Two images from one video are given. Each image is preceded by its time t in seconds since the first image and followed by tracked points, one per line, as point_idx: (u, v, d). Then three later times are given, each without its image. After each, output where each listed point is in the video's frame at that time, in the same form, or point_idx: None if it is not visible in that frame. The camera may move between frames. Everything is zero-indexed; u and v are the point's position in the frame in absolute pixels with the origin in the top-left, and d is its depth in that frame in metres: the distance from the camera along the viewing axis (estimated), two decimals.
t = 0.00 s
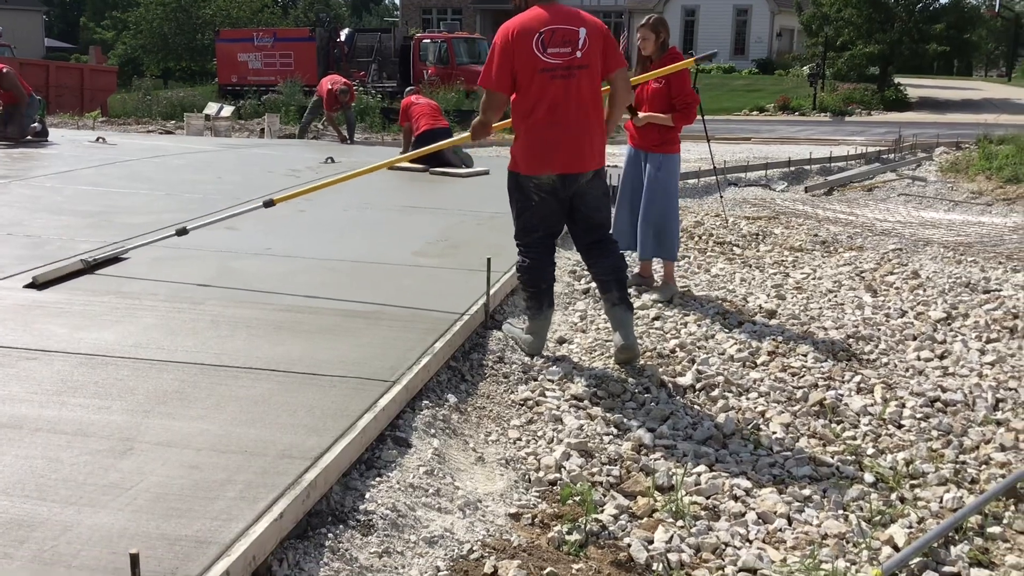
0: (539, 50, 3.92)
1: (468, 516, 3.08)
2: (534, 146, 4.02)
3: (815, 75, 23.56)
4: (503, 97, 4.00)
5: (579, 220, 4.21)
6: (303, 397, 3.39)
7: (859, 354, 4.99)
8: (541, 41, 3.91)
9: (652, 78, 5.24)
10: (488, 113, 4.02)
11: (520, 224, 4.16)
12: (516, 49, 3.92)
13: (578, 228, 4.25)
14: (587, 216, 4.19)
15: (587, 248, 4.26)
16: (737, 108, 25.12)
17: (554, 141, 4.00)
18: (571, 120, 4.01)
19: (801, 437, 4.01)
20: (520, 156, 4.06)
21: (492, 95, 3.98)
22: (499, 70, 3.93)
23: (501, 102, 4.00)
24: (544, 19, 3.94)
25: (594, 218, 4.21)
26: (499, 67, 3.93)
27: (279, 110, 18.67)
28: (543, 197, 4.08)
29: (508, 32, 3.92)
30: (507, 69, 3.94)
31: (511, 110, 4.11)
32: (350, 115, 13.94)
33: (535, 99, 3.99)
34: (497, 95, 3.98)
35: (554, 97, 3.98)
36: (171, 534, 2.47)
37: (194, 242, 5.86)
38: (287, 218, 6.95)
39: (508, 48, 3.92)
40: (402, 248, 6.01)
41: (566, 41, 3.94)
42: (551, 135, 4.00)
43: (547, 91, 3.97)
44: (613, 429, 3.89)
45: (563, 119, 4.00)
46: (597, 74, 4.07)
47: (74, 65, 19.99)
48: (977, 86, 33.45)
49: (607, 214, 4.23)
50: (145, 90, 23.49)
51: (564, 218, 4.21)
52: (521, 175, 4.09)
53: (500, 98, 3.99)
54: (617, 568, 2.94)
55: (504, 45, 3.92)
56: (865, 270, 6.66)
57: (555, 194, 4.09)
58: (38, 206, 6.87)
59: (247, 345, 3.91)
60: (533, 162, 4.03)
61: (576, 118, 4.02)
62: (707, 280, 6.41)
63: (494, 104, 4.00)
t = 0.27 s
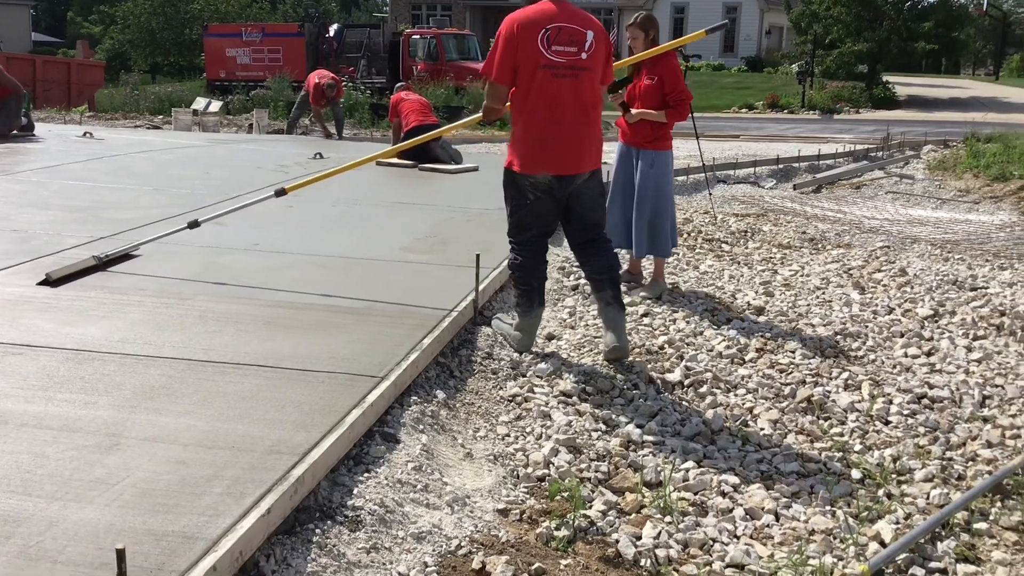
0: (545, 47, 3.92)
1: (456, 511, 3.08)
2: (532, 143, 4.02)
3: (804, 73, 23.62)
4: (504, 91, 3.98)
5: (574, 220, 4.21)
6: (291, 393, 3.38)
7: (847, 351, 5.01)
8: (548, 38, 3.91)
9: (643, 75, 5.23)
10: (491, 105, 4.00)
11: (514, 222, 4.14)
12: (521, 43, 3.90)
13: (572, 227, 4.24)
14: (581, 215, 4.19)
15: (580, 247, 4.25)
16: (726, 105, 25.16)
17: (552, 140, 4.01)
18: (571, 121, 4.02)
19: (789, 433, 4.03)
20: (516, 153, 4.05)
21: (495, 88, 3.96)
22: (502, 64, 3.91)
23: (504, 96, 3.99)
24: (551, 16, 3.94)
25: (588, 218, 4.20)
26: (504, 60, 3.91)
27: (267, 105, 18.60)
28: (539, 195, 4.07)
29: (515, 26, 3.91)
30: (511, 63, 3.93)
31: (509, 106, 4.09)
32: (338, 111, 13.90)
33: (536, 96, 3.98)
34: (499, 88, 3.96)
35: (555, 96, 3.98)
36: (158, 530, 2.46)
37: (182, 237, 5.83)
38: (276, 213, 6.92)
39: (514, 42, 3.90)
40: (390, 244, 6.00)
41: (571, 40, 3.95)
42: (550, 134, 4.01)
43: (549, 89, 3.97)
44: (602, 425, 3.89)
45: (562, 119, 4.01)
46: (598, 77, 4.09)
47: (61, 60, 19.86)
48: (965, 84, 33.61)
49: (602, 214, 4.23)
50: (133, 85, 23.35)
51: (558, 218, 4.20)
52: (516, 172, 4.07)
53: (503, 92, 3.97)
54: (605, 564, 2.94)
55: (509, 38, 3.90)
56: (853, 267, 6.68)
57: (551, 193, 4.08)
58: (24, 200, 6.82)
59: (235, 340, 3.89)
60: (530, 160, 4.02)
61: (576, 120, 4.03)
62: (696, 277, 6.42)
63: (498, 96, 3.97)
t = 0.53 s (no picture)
0: (556, 47, 3.90)
1: (443, 508, 3.07)
2: (536, 143, 4.00)
3: (792, 72, 23.69)
4: (511, 88, 3.97)
5: (572, 221, 4.19)
6: (278, 390, 3.37)
7: (834, 349, 5.02)
8: (559, 38, 3.90)
9: (633, 73, 5.22)
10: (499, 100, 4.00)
11: (510, 220, 4.12)
12: (532, 41, 3.89)
13: (570, 228, 4.22)
14: (580, 218, 4.17)
15: (577, 249, 4.23)
16: (715, 103, 25.21)
17: (557, 142, 3.99)
18: (577, 124, 4.01)
19: (775, 430, 4.04)
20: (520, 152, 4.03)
21: (503, 84, 3.95)
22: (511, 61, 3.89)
23: (511, 93, 3.98)
24: (564, 16, 3.93)
25: (586, 220, 4.18)
26: (513, 57, 3.89)
27: (256, 101, 18.53)
28: (537, 196, 4.05)
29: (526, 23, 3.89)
30: (520, 60, 3.91)
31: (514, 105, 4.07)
32: (326, 108, 13.86)
33: (544, 96, 3.96)
34: (506, 85, 3.95)
35: (563, 97, 3.97)
36: (142, 526, 2.45)
37: (169, 233, 5.81)
38: (264, 210, 6.89)
39: (524, 39, 3.88)
40: (379, 241, 5.98)
41: (581, 42, 3.95)
42: (555, 135, 3.99)
43: (557, 89, 3.95)
44: (590, 423, 3.89)
45: (569, 121, 3.99)
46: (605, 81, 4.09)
47: (49, 55, 19.74)
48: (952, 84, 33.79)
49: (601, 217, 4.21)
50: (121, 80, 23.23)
51: (555, 219, 4.19)
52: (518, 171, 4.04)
53: (510, 88, 3.96)
54: (592, 561, 2.95)
55: (520, 36, 3.89)
56: (840, 266, 6.71)
57: (550, 194, 4.06)
58: (9, 196, 6.77)
59: (222, 336, 3.88)
60: (534, 160, 3.99)
61: (581, 123, 4.02)
62: (684, 275, 6.43)
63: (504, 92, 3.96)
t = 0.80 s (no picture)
0: (584, 56, 3.86)
1: (437, 507, 3.07)
2: (559, 152, 3.96)
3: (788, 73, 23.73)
4: (534, 95, 3.92)
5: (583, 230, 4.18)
6: (273, 389, 3.36)
7: (828, 349, 5.03)
8: (587, 47, 3.85)
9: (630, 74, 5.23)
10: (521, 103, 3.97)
11: (522, 224, 4.09)
12: (560, 49, 3.83)
13: (582, 237, 4.20)
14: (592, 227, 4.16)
15: (586, 259, 4.20)
16: (711, 104, 25.24)
17: (580, 151, 3.95)
18: (600, 133, 3.98)
19: (770, 430, 4.04)
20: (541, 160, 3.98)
21: (526, 90, 3.90)
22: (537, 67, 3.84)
23: (533, 98, 3.94)
24: (592, 24, 3.88)
25: (597, 230, 4.16)
26: (539, 64, 3.84)
27: (251, 100, 18.50)
28: (551, 205, 4.02)
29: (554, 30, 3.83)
30: (546, 67, 3.86)
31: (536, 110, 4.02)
32: (321, 107, 13.85)
33: (569, 105, 3.92)
34: (529, 91, 3.90)
35: (587, 107, 3.93)
36: (136, 525, 2.45)
37: (163, 231, 5.79)
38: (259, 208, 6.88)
39: (552, 47, 3.83)
40: (374, 240, 5.98)
41: (607, 52, 3.91)
42: (578, 144, 3.96)
43: (582, 98, 3.91)
44: (584, 422, 3.90)
45: (592, 130, 3.96)
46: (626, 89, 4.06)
47: (45, 53, 19.69)
48: (948, 86, 33.87)
49: (612, 229, 4.19)
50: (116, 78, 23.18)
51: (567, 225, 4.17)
52: (537, 179, 4.00)
53: (532, 95, 3.92)
54: (586, 561, 2.95)
55: (548, 43, 3.82)
56: (835, 266, 6.72)
57: (565, 204, 4.03)
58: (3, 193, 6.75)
59: (216, 335, 3.87)
60: (557, 168, 3.95)
61: (604, 132, 4.00)
62: (679, 275, 6.44)
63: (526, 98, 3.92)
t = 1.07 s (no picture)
0: (616, 62, 3.82)
1: (436, 510, 3.08)
2: (589, 158, 3.91)
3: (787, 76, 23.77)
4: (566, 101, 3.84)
5: (599, 238, 4.16)
6: (272, 390, 3.37)
7: (826, 353, 5.04)
8: (619, 52, 3.82)
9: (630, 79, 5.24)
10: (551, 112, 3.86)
11: (541, 227, 4.05)
12: (594, 54, 3.78)
13: (598, 242, 4.18)
14: (608, 236, 4.15)
15: (598, 264, 4.20)
16: (710, 107, 25.28)
17: (610, 157, 3.93)
18: (628, 138, 3.96)
19: (767, 434, 4.05)
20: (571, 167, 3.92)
21: (559, 96, 3.81)
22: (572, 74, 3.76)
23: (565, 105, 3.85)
24: (621, 29, 3.85)
25: (613, 240, 4.16)
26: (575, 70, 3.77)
27: (251, 101, 18.51)
28: (573, 212, 3.99)
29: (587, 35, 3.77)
30: (580, 73, 3.79)
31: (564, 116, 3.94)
32: (320, 109, 13.87)
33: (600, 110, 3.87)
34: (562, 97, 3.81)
35: (618, 111, 3.89)
36: (135, 526, 2.45)
37: (163, 232, 5.79)
38: (258, 210, 6.88)
39: (587, 52, 3.77)
40: (373, 242, 5.98)
41: (636, 57, 3.89)
42: (608, 150, 3.92)
43: (613, 104, 3.88)
44: (583, 425, 3.90)
45: (622, 136, 3.94)
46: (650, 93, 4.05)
47: (44, 53, 19.68)
48: (947, 90, 33.94)
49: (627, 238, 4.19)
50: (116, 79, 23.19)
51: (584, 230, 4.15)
52: (564, 186, 3.95)
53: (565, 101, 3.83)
54: (584, 564, 2.95)
55: (582, 48, 3.76)
56: (833, 270, 6.74)
57: (586, 211, 4.00)
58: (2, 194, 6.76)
59: (215, 337, 3.87)
60: (588, 175, 3.91)
61: (631, 137, 3.98)
62: (678, 278, 6.44)
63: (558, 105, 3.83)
